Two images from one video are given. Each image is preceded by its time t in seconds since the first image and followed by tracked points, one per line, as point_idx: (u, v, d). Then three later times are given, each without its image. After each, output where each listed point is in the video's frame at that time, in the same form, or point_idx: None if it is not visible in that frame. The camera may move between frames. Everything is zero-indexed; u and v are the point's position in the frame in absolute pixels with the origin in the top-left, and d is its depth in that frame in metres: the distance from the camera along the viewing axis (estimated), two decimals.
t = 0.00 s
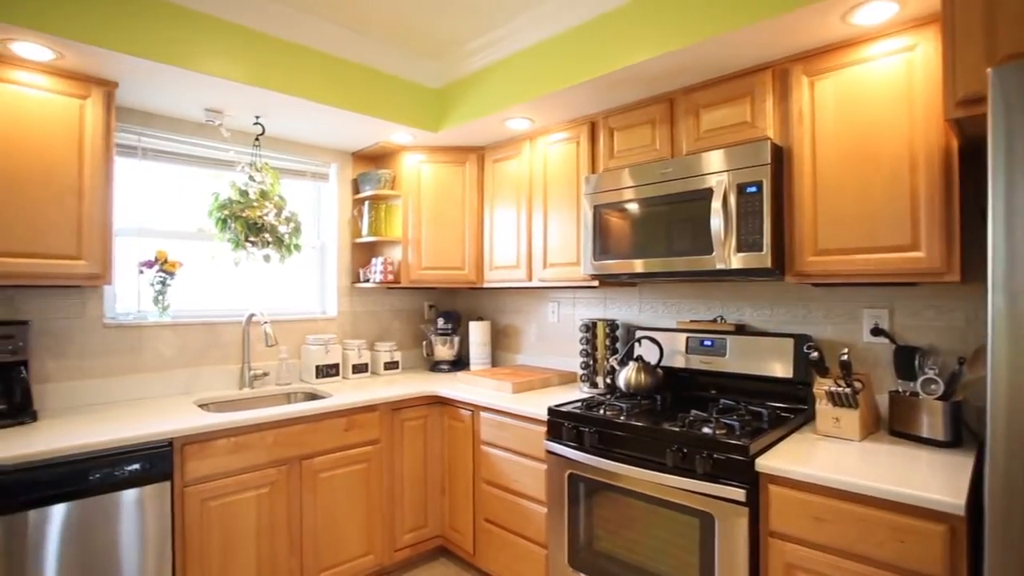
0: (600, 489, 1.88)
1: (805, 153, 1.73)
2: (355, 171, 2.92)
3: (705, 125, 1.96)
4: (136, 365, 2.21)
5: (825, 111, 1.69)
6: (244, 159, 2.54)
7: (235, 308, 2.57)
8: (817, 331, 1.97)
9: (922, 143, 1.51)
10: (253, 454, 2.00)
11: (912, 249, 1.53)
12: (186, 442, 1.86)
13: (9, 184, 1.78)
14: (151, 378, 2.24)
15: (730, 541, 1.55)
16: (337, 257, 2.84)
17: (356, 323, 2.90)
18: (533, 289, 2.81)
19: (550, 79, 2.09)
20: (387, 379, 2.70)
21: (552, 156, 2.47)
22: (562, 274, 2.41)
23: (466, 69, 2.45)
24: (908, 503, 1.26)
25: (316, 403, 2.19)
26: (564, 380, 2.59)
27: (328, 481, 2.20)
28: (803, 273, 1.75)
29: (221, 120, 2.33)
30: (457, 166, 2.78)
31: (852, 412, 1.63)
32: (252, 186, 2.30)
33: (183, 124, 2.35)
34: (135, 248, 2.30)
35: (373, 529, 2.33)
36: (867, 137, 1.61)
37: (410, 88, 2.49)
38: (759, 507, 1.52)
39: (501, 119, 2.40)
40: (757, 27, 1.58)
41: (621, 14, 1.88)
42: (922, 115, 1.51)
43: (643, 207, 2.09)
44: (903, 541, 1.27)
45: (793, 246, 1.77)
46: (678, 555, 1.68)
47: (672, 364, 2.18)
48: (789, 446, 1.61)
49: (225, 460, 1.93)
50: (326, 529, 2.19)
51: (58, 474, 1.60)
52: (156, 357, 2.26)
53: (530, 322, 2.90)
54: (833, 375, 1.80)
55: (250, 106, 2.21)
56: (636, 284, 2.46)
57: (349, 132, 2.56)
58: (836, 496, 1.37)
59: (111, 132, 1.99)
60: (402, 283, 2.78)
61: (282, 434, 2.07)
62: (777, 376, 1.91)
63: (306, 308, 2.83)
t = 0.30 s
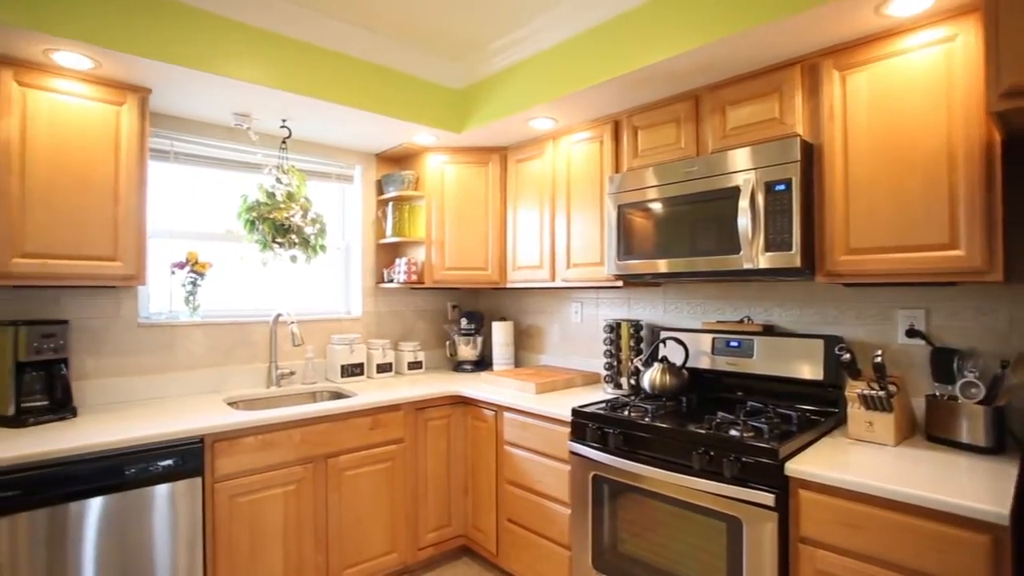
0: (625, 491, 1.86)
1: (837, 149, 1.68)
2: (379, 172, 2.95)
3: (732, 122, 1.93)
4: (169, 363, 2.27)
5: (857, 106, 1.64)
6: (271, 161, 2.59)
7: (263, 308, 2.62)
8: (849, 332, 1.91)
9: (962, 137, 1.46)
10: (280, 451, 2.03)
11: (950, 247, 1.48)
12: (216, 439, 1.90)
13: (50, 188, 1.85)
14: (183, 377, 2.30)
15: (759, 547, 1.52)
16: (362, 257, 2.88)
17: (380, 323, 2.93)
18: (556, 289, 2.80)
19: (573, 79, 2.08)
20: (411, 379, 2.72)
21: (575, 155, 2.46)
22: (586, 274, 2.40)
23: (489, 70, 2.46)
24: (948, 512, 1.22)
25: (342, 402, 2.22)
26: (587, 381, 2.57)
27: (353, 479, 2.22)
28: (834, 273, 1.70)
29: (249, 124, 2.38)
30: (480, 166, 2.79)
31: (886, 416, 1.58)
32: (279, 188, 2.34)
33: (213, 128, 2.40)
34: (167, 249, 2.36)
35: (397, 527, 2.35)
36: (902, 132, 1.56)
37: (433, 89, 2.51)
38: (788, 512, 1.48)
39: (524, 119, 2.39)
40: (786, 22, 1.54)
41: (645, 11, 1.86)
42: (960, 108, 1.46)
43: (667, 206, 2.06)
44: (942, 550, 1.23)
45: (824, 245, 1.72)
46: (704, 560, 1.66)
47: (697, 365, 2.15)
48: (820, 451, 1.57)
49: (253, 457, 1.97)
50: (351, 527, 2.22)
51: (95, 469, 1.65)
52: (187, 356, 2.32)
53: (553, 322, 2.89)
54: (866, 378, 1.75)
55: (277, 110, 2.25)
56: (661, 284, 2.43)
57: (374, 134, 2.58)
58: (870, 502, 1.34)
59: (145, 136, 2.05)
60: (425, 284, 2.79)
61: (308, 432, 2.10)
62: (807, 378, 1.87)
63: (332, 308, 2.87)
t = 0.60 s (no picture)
0: (650, 494, 1.84)
1: (870, 145, 1.64)
2: (402, 173, 2.97)
3: (760, 119, 1.89)
4: (200, 362, 2.33)
5: (891, 100, 1.60)
6: (298, 164, 2.63)
7: (290, 308, 2.66)
8: (883, 334, 1.86)
9: (1003, 130, 1.40)
10: (307, 449, 2.06)
11: (991, 246, 1.42)
12: (245, 436, 1.93)
13: (89, 192, 1.91)
14: (213, 375, 2.35)
15: (789, 553, 1.49)
16: (386, 258, 2.90)
17: (404, 323, 2.95)
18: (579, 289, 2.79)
19: (597, 77, 2.07)
20: (435, 379, 2.73)
21: (598, 154, 2.44)
22: (610, 275, 2.38)
23: (512, 70, 2.46)
24: (990, 522, 1.17)
25: (367, 401, 2.24)
26: (611, 382, 2.55)
27: (377, 477, 2.24)
28: (867, 273, 1.65)
29: (277, 127, 2.42)
30: (503, 167, 2.79)
31: (922, 420, 1.53)
32: (306, 190, 2.37)
33: (243, 132, 2.45)
34: (199, 250, 2.42)
35: (421, 526, 2.37)
36: (939, 126, 1.51)
37: (457, 90, 2.52)
38: (819, 517, 1.45)
39: (548, 119, 2.39)
40: (817, 15, 1.51)
41: (670, 8, 1.84)
42: (1002, 100, 1.41)
43: (693, 205, 2.03)
44: (983, 561, 1.19)
45: (856, 244, 1.68)
46: (731, 565, 1.63)
47: (724, 366, 2.11)
48: (852, 455, 1.53)
49: (281, 455, 2.00)
50: (376, 525, 2.24)
51: (130, 464, 1.70)
52: (217, 355, 2.37)
53: (577, 322, 2.88)
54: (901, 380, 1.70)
55: (304, 113, 2.29)
56: (686, 284, 2.40)
57: (398, 135, 2.61)
58: (902, 508, 1.30)
59: (179, 140, 2.11)
60: (449, 284, 2.81)
61: (334, 431, 2.13)
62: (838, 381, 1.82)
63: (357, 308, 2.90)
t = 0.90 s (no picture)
0: (676, 496, 1.83)
1: (903, 141, 1.60)
2: (427, 174, 2.99)
3: (788, 117, 1.86)
4: (230, 360, 2.38)
5: (927, 95, 1.56)
6: (325, 166, 2.67)
7: (318, 307, 2.70)
8: (918, 335, 1.81)
9: None
10: (334, 447, 2.09)
11: None
12: (273, 433, 1.97)
13: (124, 195, 1.97)
14: (243, 373, 2.40)
15: (819, 558, 1.46)
16: (411, 258, 2.93)
17: (428, 323, 2.98)
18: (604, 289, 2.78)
19: (621, 77, 2.06)
20: (459, 378, 2.75)
21: (623, 154, 2.43)
22: (635, 275, 2.36)
23: (536, 70, 2.46)
24: None
25: (392, 400, 2.26)
26: (636, 383, 2.53)
27: (403, 476, 2.26)
28: (900, 273, 1.62)
29: (304, 130, 2.46)
30: (526, 167, 2.79)
31: (959, 424, 1.49)
32: (332, 191, 2.40)
33: (271, 134, 2.50)
34: (229, 251, 2.48)
35: (445, 525, 2.38)
36: (977, 120, 1.47)
37: (481, 91, 2.53)
38: (851, 522, 1.42)
39: (572, 119, 2.38)
40: (848, 10, 1.48)
41: (696, 6, 1.82)
42: None
43: (718, 204, 2.01)
44: None
45: (889, 243, 1.64)
46: (760, 570, 1.60)
47: (751, 367, 2.08)
48: (886, 459, 1.50)
49: (308, 452, 2.03)
50: (401, 523, 2.26)
51: (163, 460, 1.75)
52: (246, 353, 2.42)
53: (601, 323, 2.86)
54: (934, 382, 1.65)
55: (331, 116, 2.32)
56: (712, 284, 2.37)
57: (423, 136, 2.62)
58: (938, 514, 1.27)
59: (210, 144, 2.15)
60: (473, 284, 2.82)
61: (360, 429, 2.15)
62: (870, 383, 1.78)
63: (383, 308, 2.93)
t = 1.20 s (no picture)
0: (703, 498, 1.81)
1: (940, 137, 1.56)
2: (452, 175, 3.01)
3: (819, 113, 1.82)
4: (261, 359, 2.43)
5: (964, 90, 1.51)
6: (352, 167, 2.71)
7: (345, 307, 2.75)
8: (955, 337, 1.76)
9: None
10: (361, 445, 2.12)
11: None
12: (303, 431, 2.01)
13: (159, 198, 2.03)
14: (273, 371, 2.45)
15: (852, 564, 1.43)
16: (436, 258, 2.95)
17: (453, 322, 3.00)
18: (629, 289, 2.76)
19: (646, 76, 2.05)
20: (483, 378, 2.76)
21: (648, 153, 2.41)
22: (660, 275, 2.35)
23: (560, 70, 2.46)
24: None
25: (417, 399, 2.29)
26: (662, 383, 2.51)
27: (428, 474, 2.28)
28: (936, 272, 1.58)
29: (332, 132, 2.50)
30: (551, 167, 2.79)
31: (999, 430, 1.44)
32: (359, 193, 2.43)
33: (300, 137, 2.55)
34: (260, 251, 2.53)
35: (470, 524, 2.39)
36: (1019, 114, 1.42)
37: (505, 92, 2.53)
38: (885, 528, 1.39)
39: (596, 119, 2.38)
40: (881, 4, 1.44)
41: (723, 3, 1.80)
42: None
43: (746, 204, 1.98)
44: None
45: (924, 242, 1.60)
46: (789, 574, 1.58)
47: (780, 369, 2.05)
48: (921, 465, 1.46)
49: (336, 450, 2.07)
50: (426, 521, 2.28)
51: (196, 455, 1.79)
52: (276, 352, 2.47)
53: (626, 323, 2.85)
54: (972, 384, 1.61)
55: (357, 118, 2.35)
56: (739, 284, 2.34)
57: (448, 138, 2.64)
58: (975, 522, 1.23)
59: (241, 148, 2.20)
60: (498, 284, 2.83)
61: (386, 428, 2.18)
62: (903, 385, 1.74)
63: (408, 308, 2.96)
